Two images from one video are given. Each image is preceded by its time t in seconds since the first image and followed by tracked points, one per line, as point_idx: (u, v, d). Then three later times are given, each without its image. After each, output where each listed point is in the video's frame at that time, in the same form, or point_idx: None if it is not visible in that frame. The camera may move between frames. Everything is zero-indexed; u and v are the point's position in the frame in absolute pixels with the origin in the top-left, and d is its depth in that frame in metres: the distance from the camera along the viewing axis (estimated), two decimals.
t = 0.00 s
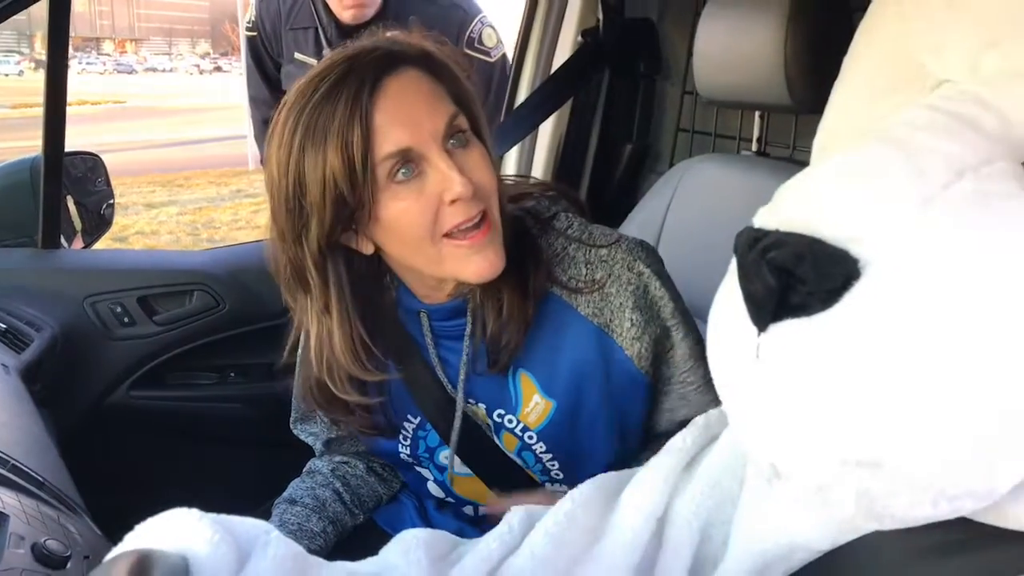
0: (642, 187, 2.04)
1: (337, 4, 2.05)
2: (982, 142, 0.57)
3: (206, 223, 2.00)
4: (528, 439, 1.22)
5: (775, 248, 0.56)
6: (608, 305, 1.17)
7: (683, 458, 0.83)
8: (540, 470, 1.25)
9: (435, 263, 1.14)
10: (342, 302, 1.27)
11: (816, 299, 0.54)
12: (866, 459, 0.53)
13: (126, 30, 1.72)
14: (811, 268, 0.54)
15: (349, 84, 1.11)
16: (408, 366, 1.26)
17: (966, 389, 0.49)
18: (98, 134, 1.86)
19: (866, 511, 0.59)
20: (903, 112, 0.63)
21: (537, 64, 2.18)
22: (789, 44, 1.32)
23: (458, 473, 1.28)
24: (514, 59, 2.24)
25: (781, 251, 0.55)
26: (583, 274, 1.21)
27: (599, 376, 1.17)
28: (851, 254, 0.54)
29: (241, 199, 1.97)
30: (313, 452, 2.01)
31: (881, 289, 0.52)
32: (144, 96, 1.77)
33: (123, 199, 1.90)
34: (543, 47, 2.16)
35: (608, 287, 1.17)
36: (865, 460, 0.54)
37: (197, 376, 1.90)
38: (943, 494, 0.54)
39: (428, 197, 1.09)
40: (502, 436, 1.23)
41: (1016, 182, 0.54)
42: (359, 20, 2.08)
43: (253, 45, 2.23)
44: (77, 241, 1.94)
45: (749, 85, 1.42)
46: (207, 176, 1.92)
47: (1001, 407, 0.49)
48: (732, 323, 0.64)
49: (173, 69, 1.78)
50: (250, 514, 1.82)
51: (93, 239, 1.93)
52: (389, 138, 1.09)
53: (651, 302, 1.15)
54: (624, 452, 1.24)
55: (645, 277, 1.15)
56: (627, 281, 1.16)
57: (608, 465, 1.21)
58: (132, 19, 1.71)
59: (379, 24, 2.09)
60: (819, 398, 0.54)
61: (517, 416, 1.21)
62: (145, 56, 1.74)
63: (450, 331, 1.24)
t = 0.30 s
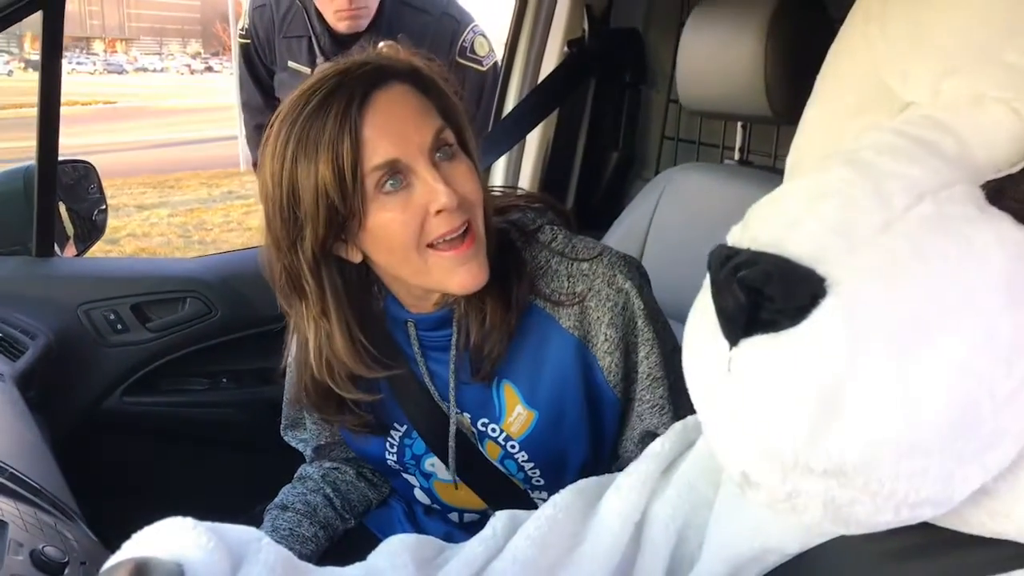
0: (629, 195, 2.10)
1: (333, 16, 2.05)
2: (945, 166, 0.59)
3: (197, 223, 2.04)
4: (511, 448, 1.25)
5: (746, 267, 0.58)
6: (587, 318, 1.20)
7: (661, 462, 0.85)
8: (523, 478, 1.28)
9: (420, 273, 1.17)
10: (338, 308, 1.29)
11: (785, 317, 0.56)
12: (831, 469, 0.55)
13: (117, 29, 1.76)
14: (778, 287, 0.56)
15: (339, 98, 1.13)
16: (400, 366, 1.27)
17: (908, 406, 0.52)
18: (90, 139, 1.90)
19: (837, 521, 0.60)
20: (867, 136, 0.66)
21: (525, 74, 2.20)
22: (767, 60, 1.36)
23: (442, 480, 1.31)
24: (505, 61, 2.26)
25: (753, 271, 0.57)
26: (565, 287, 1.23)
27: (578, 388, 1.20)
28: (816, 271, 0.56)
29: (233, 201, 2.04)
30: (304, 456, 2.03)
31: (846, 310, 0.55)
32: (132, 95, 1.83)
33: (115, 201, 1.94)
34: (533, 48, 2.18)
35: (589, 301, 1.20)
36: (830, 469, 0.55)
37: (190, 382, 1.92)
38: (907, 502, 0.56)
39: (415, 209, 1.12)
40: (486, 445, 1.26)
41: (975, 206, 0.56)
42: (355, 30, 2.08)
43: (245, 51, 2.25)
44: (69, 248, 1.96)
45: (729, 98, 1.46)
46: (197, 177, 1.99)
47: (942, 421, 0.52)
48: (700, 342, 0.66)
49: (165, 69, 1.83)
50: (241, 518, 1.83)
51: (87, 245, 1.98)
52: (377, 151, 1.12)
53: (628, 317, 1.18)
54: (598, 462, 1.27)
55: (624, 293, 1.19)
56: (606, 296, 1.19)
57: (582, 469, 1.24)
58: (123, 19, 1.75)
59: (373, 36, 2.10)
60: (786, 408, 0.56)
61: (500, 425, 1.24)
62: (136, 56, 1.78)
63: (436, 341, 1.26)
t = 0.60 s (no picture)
0: (619, 198, 2.12)
1: (333, 23, 2.13)
2: (917, 178, 0.60)
3: (190, 223, 2.13)
4: (503, 449, 1.27)
5: (726, 280, 0.60)
6: (579, 322, 1.22)
7: (649, 459, 0.87)
8: (515, 478, 1.30)
9: (414, 279, 1.19)
10: (331, 311, 1.30)
11: (764, 328, 0.58)
12: (810, 473, 0.56)
13: (109, 29, 1.84)
14: (757, 300, 0.58)
15: (335, 106, 1.15)
16: (393, 371, 1.29)
17: (886, 412, 0.54)
18: (87, 139, 1.95)
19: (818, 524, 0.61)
20: (844, 147, 0.67)
21: (517, 78, 2.22)
22: (755, 66, 1.38)
23: (434, 480, 1.33)
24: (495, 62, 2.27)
25: (733, 284, 0.59)
26: (558, 292, 1.25)
27: (569, 390, 1.22)
28: (794, 284, 0.58)
29: (225, 200, 2.17)
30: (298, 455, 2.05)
31: (823, 321, 0.56)
32: (127, 94, 1.96)
33: (107, 200, 1.98)
34: (525, 48, 2.19)
35: (581, 305, 1.22)
36: (808, 473, 0.57)
37: (186, 382, 1.93)
38: (884, 504, 0.57)
39: (409, 216, 1.14)
40: (478, 446, 1.28)
41: (946, 217, 0.58)
42: (354, 35, 2.16)
43: (244, 55, 2.34)
44: (63, 250, 1.94)
45: (716, 103, 1.48)
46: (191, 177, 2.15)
47: (917, 426, 0.54)
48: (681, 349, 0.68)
49: (156, 67, 1.96)
50: (236, 516, 1.85)
51: (81, 247, 1.96)
52: (372, 159, 1.13)
53: (619, 321, 1.21)
54: (589, 463, 1.29)
55: (616, 297, 1.21)
56: (598, 300, 1.21)
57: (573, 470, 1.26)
58: (115, 18, 1.85)
59: (371, 42, 2.18)
60: (765, 416, 0.57)
61: (492, 427, 1.26)
62: (128, 56, 1.89)
63: (431, 344, 1.27)
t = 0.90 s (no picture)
0: (611, 197, 2.15)
1: (333, 27, 2.20)
2: (895, 179, 0.61)
3: (186, 224, 2.14)
4: (495, 446, 1.29)
5: (712, 276, 0.60)
6: (570, 322, 1.24)
7: (638, 453, 0.89)
8: (507, 474, 1.32)
9: (407, 280, 1.21)
10: (327, 309, 1.33)
11: (749, 322, 0.57)
12: (793, 461, 0.56)
13: (105, 28, 1.88)
14: (742, 295, 0.57)
15: (333, 111, 1.17)
16: (388, 368, 1.31)
17: (866, 403, 0.54)
18: (87, 140, 1.96)
19: (800, 511, 0.61)
20: (825, 150, 0.68)
21: (510, 80, 2.26)
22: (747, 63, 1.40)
23: (429, 475, 1.35)
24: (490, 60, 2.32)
25: (718, 281, 0.59)
26: (550, 292, 1.28)
27: (561, 388, 1.24)
28: (777, 280, 0.58)
29: (221, 201, 2.17)
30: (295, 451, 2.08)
31: (805, 315, 0.56)
32: (122, 94, 1.97)
33: (104, 200, 1.99)
34: (520, 46, 2.24)
35: (572, 305, 1.24)
36: (791, 463, 0.57)
37: (184, 379, 1.96)
38: (863, 492, 0.58)
39: (403, 219, 1.16)
40: (470, 442, 1.30)
41: (922, 216, 0.58)
42: (355, 40, 2.24)
43: (244, 57, 2.36)
44: (61, 250, 1.96)
45: (708, 100, 1.51)
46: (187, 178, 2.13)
47: (897, 417, 0.54)
48: (670, 342, 0.67)
49: (151, 67, 2.01)
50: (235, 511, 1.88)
51: (78, 248, 1.99)
52: (368, 164, 1.16)
53: (610, 322, 1.23)
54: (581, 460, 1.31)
55: (607, 298, 1.23)
56: (589, 301, 1.24)
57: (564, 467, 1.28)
58: (110, 17, 1.88)
59: (371, 47, 2.25)
60: (746, 411, 0.57)
61: (484, 424, 1.28)
62: (123, 56, 1.95)
63: (425, 342, 1.29)
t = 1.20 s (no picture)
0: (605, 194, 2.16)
1: (331, 28, 2.24)
2: (872, 171, 0.63)
3: (183, 223, 2.18)
4: (487, 438, 1.31)
5: (692, 265, 0.61)
6: (561, 316, 1.26)
7: (627, 441, 0.89)
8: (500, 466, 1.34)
9: (400, 273, 1.23)
10: (321, 302, 1.34)
11: (728, 310, 0.59)
12: (771, 444, 0.58)
13: (100, 28, 1.87)
14: (721, 284, 0.59)
15: (327, 107, 1.19)
16: (381, 361, 1.33)
17: (840, 387, 0.56)
18: (83, 139, 1.98)
19: (780, 493, 0.63)
20: (804, 144, 0.69)
21: (504, 79, 2.26)
22: (735, 64, 1.43)
23: (422, 467, 1.37)
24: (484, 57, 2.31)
25: (698, 270, 0.60)
26: (541, 286, 1.29)
27: (552, 380, 1.26)
28: (754, 269, 0.60)
29: (217, 199, 2.23)
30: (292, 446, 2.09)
31: (782, 303, 0.58)
32: (119, 94, 2.01)
33: (102, 200, 2.01)
34: (513, 44, 2.22)
35: (563, 299, 1.26)
36: (770, 445, 0.58)
37: (181, 374, 1.97)
38: (839, 474, 0.60)
39: (396, 213, 1.18)
40: (463, 434, 1.32)
41: (896, 208, 0.60)
42: (352, 41, 2.27)
43: (241, 56, 2.39)
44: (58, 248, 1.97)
45: (696, 98, 1.53)
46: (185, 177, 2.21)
47: (870, 399, 0.56)
48: (653, 330, 0.68)
49: (148, 67, 2.02)
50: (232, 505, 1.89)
51: (76, 246, 1.99)
52: (361, 159, 1.18)
53: (601, 315, 1.25)
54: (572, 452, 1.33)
55: (597, 292, 1.25)
56: (580, 295, 1.25)
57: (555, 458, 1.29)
58: (106, 18, 1.88)
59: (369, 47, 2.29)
60: (726, 394, 0.58)
61: (477, 416, 1.30)
62: (119, 55, 1.96)
63: (418, 335, 1.31)
